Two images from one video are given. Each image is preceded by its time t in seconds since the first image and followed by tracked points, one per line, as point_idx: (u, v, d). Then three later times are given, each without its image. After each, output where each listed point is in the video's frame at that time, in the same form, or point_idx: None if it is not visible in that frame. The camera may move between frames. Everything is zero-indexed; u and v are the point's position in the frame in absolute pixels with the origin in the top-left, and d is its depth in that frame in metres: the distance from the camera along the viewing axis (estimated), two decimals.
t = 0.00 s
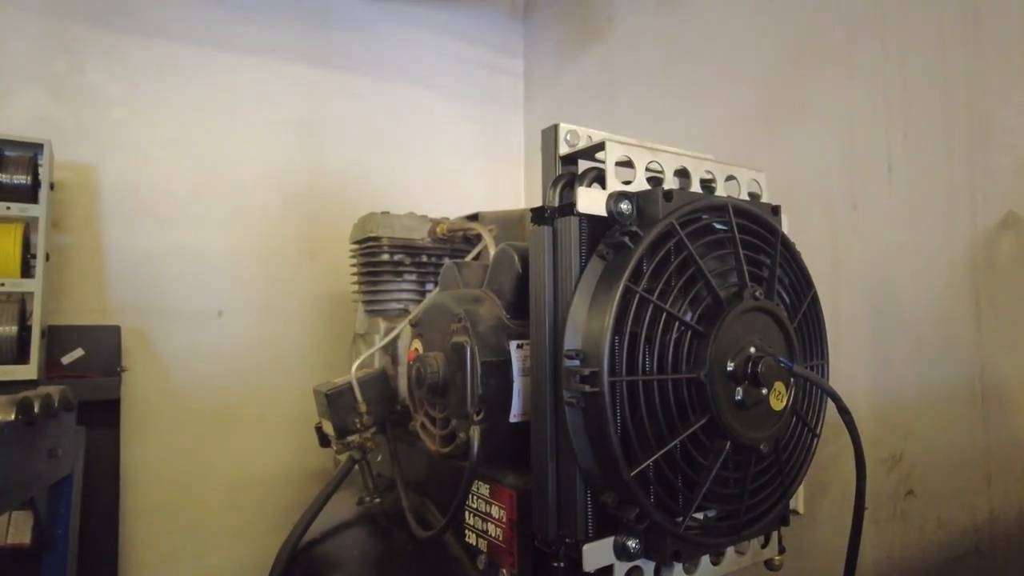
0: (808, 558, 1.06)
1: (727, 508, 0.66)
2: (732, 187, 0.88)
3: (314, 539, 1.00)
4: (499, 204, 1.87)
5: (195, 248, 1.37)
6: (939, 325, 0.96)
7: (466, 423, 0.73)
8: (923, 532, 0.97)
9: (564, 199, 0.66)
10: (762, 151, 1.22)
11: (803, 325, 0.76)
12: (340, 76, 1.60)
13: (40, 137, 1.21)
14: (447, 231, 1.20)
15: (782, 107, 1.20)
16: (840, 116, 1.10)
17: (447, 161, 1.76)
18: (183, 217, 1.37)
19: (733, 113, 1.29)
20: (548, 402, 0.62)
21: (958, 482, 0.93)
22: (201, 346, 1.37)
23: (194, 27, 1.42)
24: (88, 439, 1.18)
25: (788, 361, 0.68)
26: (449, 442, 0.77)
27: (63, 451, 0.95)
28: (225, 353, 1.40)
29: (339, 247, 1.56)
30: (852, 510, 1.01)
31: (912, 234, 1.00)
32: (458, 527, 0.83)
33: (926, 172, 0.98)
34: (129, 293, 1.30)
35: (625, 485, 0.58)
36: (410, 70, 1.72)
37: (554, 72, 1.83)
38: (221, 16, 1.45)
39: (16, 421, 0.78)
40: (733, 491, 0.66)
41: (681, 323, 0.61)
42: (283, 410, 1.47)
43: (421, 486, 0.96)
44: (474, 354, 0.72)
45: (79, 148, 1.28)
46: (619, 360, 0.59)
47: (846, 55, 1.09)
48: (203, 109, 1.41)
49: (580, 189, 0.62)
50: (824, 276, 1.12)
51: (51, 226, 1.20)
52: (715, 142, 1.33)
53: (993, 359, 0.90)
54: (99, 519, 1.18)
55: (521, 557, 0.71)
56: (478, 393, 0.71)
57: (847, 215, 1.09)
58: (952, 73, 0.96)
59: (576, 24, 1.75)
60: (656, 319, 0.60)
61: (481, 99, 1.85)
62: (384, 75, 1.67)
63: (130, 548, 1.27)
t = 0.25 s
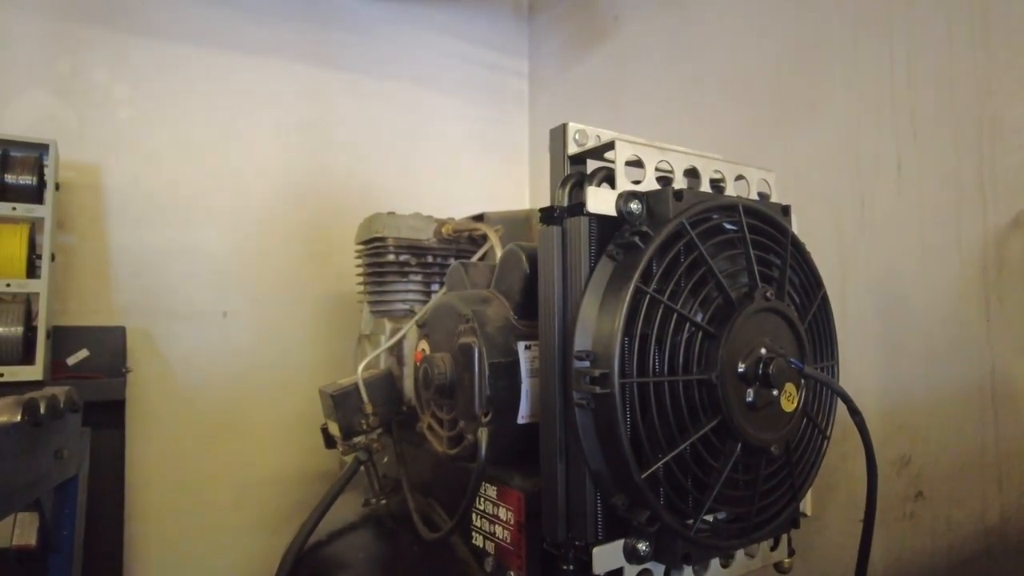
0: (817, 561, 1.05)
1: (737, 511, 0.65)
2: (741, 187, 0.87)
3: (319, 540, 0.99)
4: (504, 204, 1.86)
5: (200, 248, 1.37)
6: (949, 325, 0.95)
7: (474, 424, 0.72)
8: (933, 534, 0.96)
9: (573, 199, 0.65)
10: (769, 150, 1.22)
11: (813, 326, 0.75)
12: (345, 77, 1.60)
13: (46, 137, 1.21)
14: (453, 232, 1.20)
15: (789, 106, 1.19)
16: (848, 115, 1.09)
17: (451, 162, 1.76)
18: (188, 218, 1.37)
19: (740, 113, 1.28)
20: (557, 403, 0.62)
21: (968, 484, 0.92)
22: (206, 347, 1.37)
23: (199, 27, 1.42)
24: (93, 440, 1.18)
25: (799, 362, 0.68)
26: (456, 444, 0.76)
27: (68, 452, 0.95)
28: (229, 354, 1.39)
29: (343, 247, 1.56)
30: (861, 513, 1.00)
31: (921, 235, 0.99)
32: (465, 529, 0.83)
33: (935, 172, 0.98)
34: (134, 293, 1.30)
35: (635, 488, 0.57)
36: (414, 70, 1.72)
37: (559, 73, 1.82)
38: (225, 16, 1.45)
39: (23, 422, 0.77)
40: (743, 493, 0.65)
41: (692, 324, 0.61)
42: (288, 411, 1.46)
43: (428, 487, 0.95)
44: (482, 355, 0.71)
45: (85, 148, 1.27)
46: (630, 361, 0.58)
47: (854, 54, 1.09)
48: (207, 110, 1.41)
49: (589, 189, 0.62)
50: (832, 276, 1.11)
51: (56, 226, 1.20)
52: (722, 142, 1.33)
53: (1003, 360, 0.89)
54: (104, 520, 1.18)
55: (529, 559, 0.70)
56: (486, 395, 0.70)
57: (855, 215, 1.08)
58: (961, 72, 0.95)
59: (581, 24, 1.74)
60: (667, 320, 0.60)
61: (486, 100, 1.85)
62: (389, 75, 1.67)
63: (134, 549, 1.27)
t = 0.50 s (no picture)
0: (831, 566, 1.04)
1: (759, 518, 0.64)
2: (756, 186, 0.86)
3: (327, 545, 0.98)
4: (509, 205, 1.85)
5: (203, 249, 1.36)
6: (967, 327, 0.93)
7: (486, 429, 0.71)
8: (952, 539, 0.94)
9: (589, 198, 0.63)
10: (780, 149, 1.20)
11: (833, 328, 0.74)
12: (349, 76, 1.58)
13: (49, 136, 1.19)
14: (460, 232, 1.19)
15: (801, 104, 1.17)
16: (862, 113, 1.07)
17: (456, 162, 1.74)
18: (192, 218, 1.35)
19: (750, 112, 1.27)
20: (574, 407, 0.60)
21: (988, 488, 0.90)
22: (210, 349, 1.35)
23: (202, 26, 1.40)
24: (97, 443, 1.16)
25: (820, 365, 0.66)
26: (468, 448, 0.75)
27: (72, 456, 0.94)
28: (233, 355, 1.38)
29: (348, 248, 1.54)
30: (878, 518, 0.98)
31: (938, 234, 0.97)
32: (476, 535, 0.81)
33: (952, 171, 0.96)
34: (137, 295, 1.28)
35: (656, 495, 0.56)
36: (419, 69, 1.70)
37: (565, 72, 1.81)
38: (228, 15, 1.44)
39: (26, 425, 0.76)
40: (764, 499, 0.64)
41: (712, 326, 0.59)
42: (293, 413, 1.45)
43: (437, 492, 0.94)
44: (495, 357, 0.70)
45: (88, 148, 1.26)
46: (650, 365, 0.57)
47: (868, 51, 1.07)
48: (211, 110, 1.39)
49: (607, 188, 0.60)
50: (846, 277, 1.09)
51: (59, 227, 1.19)
52: (731, 141, 1.31)
53: None
54: (108, 524, 1.16)
55: (542, 566, 0.69)
56: (499, 398, 0.69)
57: (869, 214, 1.06)
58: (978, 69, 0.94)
59: (587, 24, 1.73)
60: (687, 323, 0.58)
61: (491, 99, 1.83)
62: (393, 75, 1.66)
63: (139, 554, 1.25)
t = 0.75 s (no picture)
0: None
1: (776, 532, 0.62)
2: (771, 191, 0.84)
3: (332, 555, 0.97)
4: (514, 208, 1.83)
5: (207, 252, 1.35)
6: (982, 334, 0.92)
7: (497, 439, 0.69)
8: (969, 550, 0.92)
9: (603, 205, 0.62)
10: (790, 152, 1.19)
11: (850, 336, 0.72)
12: (353, 78, 1.57)
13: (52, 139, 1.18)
14: (467, 236, 1.17)
15: (811, 107, 1.16)
16: (874, 116, 1.06)
17: (461, 165, 1.73)
18: (195, 221, 1.34)
19: (759, 114, 1.25)
20: (588, 419, 0.59)
21: (1005, 498, 0.89)
22: (214, 353, 1.34)
23: (206, 28, 1.39)
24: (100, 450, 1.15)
25: (838, 375, 0.65)
26: (478, 458, 0.74)
27: (75, 464, 0.92)
28: (237, 360, 1.37)
29: (353, 251, 1.53)
30: (892, 527, 0.97)
31: (953, 240, 0.96)
32: (485, 547, 0.80)
33: (967, 175, 0.95)
34: (140, 299, 1.27)
35: (673, 510, 0.55)
36: (424, 71, 1.69)
37: (570, 74, 1.79)
38: (232, 17, 1.43)
39: (28, 434, 0.75)
40: (781, 512, 0.63)
41: (730, 336, 0.58)
42: (297, 418, 1.43)
43: (444, 501, 0.92)
44: (506, 367, 0.68)
45: (91, 151, 1.25)
46: (668, 377, 0.55)
47: (880, 54, 1.06)
48: (215, 112, 1.38)
49: (622, 194, 0.59)
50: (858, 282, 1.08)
51: (62, 231, 1.18)
52: (740, 144, 1.30)
53: None
54: (111, 532, 1.15)
55: None
56: (510, 408, 0.68)
57: (881, 219, 1.05)
58: (994, 72, 0.93)
59: (593, 25, 1.71)
60: (705, 333, 0.57)
61: (495, 101, 1.82)
62: (398, 77, 1.65)
63: (141, 561, 1.24)
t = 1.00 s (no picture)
0: None
1: (804, 547, 0.60)
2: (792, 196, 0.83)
3: (343, 566, 0.95)
4: (522, 211, 1.81)
5: (212, 257, 1.33)
6: (1004, 341, 0.90)
7: (515, 451, 0.68)
8: (993, 562, 0.90)
9: (627, 211, 0.60)
10: (805, 156, 1.17)
11: (875, 345, 0.70)
12: (360, 81, 1.56)
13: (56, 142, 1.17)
14: (477, 241, 1.14)
15: (825, 109, 1.14)
16: (891, 119, 1.04)
17: (467, 168, 1.71)
18: (200, 225, 1.32)
19: (772, 116, 1.24)
20: (612, 432, 0.57)
21: None
22: (219, 359, 1.32)
23: (211, 30, 1.38)
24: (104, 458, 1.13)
25: (867, 386, 0.63)
26: (495, 470, 0.72)
27: (80, 474, 0.91)
28: (242, 365, 1.35)
29: (359, 256, 1.51)
30: (911, 536, 0.95)
31: (973, 246, 0.94)
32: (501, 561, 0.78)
33: (987, 180, 0.93)
34: (145, 304, 1.26)
35: (702, 527, 0.53)
36: (430, 73, 1.68)
37: (577, 76, 1.78)
38: (238, 20, 1.41)
39: (34, 445, 0.73)
40: (810, 527, 0.61)
41: (759, 347, 0.56)
42: (303, 425, 1.42)
43: (457, 511, 0.91)
44: (525, 376, 0.67)
45: (95, 155, 1.23)
46: (696, 389, 0.54)
47: (898, 56, 1.04)
48: (221, 115, 1.37)
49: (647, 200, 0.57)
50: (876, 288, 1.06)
51: (66, 235, 1.16)
52: (753, 147, 1.28)
53: None
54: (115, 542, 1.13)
55: None
56: (529, 419, 0.66)
57: (898, 223, 1.03)
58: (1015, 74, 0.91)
59: (601, 27, 1.70)
60: (733, 344, 0.55)
61: (502, 104, 1.80)
62: (404, 79, 1.63)
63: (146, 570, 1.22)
